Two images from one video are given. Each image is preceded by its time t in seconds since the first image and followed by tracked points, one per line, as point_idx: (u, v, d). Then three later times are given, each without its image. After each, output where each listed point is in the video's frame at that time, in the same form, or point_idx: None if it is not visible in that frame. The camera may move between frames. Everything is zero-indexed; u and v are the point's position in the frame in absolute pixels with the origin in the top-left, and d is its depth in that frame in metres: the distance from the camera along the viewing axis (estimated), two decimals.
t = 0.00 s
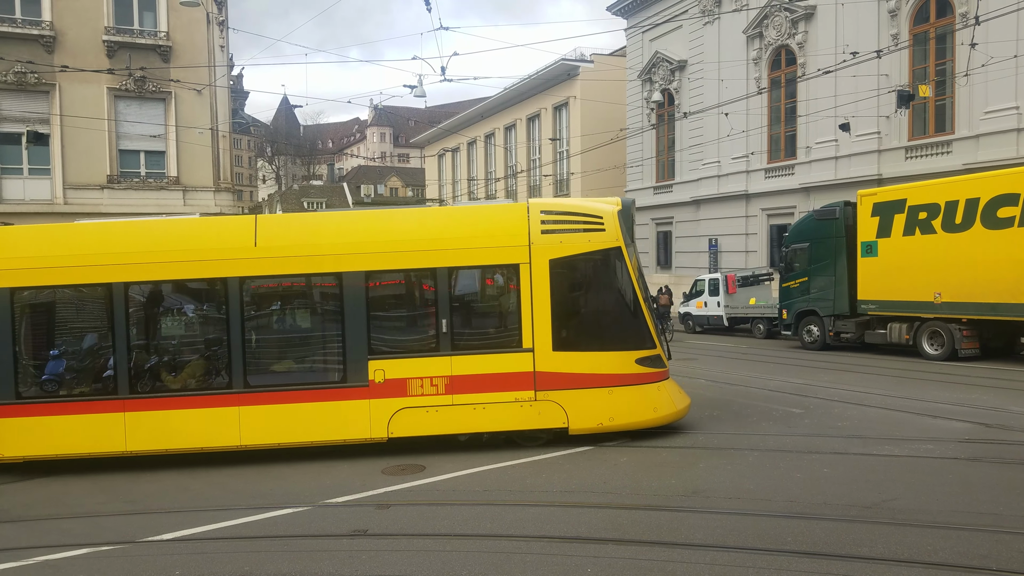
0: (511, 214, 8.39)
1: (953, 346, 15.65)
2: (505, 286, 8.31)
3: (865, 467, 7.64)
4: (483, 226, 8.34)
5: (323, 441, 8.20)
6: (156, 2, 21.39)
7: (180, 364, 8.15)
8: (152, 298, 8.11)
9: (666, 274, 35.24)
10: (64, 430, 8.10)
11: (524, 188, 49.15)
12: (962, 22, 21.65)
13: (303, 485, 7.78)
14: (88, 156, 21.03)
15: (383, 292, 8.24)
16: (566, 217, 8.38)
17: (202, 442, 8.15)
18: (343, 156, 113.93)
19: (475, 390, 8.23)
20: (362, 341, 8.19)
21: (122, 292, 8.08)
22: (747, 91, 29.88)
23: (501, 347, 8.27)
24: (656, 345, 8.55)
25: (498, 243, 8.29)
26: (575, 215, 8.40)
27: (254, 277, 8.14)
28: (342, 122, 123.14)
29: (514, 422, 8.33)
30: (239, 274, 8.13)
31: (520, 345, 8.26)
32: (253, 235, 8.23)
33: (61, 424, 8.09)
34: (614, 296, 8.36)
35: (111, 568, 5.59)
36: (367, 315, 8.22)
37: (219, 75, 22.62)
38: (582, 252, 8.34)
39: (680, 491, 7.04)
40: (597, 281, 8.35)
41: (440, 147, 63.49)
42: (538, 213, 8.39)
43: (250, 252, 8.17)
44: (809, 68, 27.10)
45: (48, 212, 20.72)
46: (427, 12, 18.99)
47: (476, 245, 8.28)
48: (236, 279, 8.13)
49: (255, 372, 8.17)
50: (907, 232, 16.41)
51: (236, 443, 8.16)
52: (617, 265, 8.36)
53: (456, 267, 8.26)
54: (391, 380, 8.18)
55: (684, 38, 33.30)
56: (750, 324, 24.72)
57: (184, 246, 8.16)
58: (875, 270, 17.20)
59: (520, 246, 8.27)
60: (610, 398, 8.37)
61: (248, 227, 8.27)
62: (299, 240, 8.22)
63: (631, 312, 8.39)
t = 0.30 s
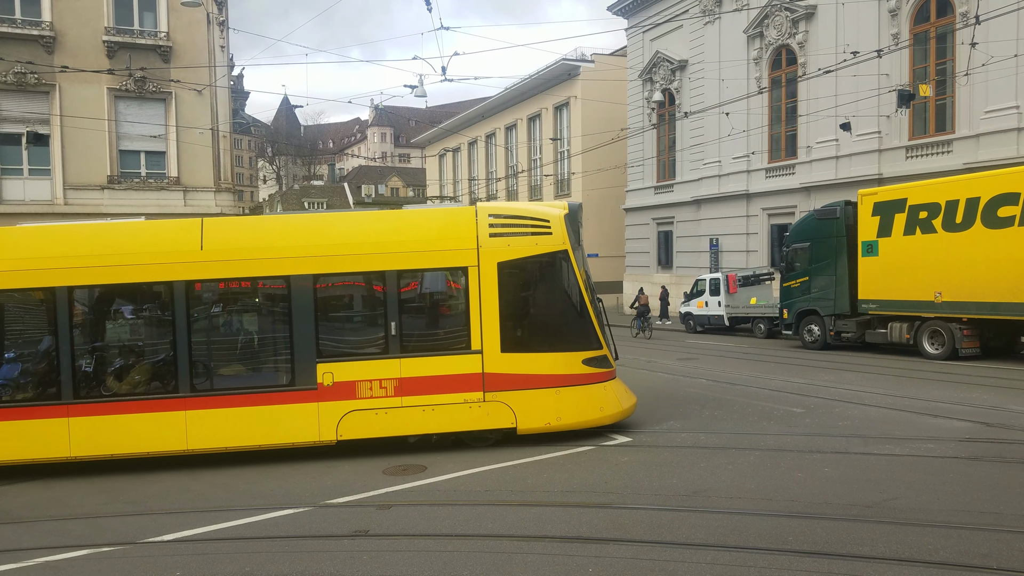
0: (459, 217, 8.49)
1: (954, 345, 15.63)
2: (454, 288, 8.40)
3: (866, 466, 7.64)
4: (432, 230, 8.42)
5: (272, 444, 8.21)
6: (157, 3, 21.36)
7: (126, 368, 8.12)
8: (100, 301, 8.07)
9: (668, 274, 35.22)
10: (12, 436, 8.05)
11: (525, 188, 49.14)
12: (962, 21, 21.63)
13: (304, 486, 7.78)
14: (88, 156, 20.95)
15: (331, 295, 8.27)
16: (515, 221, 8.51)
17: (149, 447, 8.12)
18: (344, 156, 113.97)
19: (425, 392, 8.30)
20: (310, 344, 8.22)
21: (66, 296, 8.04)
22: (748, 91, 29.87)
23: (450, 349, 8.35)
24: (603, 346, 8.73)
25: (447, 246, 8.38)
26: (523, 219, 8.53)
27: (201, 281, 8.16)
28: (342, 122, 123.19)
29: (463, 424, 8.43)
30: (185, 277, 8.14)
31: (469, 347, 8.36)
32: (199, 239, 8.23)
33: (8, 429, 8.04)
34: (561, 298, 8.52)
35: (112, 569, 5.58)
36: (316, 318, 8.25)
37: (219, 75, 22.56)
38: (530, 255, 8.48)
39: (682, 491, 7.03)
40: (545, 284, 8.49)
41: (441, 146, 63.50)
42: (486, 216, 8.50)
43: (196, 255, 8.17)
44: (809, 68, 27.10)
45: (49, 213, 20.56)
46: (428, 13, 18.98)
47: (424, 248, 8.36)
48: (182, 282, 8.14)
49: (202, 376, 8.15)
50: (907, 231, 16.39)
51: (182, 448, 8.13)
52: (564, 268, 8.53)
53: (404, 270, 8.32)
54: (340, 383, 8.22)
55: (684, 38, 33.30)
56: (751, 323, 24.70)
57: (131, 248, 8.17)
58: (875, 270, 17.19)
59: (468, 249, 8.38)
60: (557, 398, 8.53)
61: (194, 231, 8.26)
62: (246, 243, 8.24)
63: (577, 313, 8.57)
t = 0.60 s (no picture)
0: (405, 219, 8.60)
1: (950, 345, 15.65)
2: (401, 288, 8.49)
3: (863, 466, 7.66)
4: (378, 232, 8.53)
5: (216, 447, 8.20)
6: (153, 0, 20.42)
7: (66, 371, 8.07)
8: (43, 307, 8.02)
9: (666, 274, 35.19)
10: None
11: (523, 188, 49.13)
12: (960, 22, 21.66)
13: (301, 485, 7.77)
14: (84, 154, 20.05)
15: (276, 297, 8.32)
16: (460, 223, 8.66)
17: (90, 450, 8.07)
18: (342, 155, 113.74)
19: (372, 394, 8.38)
20: (254, 346, 8.24)
21: (5, 299, 7.97)
22: (746, 91, 29.85)
23: (397, 350, 8.43)
24: (548, 346, 8.91)
25: (392, 248, 8.48)
26: (470, 222, 8.68)
27: (142, 283, 8.15)
28: (340, 122, 122.95)
29: (409, 425, 8.51)
30: (126, 280, 8.12)
31: (415, 348, 8.45)
32: (141, 241, 8.23)
33: None
34: (506, 299, 8.68)
35: (109, 569, 5.56)
36: (260, 321, 8.27)
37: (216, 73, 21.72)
38: (476, 257, 8.62)
39: (680, 490, 7.03)
40: (490, 285, 8.64)
41: (439, 146, 63.35)
42: (432, 219, 8.63)
43: (137, 258, 8.16)
44: (807, 68, 27.10)
45: (45, 212, 19.64)
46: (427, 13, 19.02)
47: (371, 250, 8.47)
48: (123, 284, 8.12)
49: (143, 378, 8.12)
50: (904, 232, 16.42)
51: (123, 451, 8.08)
52: (509, 269, 8.70)
53: (350, 272, 8.40)
54: (285, 385, 8.26)
55: (683, 38, 33.31)
56: (749, 323, 24.70)
57: (72, 251, 8.13)
58: (872, 270, 17.22)
59: (414, 251, 8.49)
60: (503, 398, 8.67)
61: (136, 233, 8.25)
62: (189, 246, 8.25)
63: (523, 315, 8.73)
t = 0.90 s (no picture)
0: (350, 221, 8.69)
1: (946, 345, 15.69)
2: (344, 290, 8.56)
3: (859, 465, 7.67)
4: (322, 234, 8.61)
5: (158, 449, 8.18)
6: None
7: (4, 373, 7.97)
8: None
9: (662, 273, 35.21)
10: None
11: (520, 187, 49.12)
12: (957, 23, 21.72)
13: (297, 484, 7.77)
14: (79, 152, 19.95)
15: (220, 298, 8.35)
16: (405, 225, 8.78)
17: (28, 452, 8.00)
18: (339, 154, 113.55)
19: (316, 394, 8.43)
20: (196, 348, 8.26)
21: None
22: (742, 91, 29.88)
23: (341, 350, 8.51)
24: (492, 346, 9.06)
25: (337, 250, 8.58)
26: (415, 224, 8.81)
27: (82, 284, 8.11)
28: (337, 121, 122.76)
29: (354, 426, 8.57)
30: (65, 281, 8.07)
31: (360, 349, 8.53)
32: (81, 242, 8.19)
33: None
34: (451, 300, 8.82)
35: (104, 567, 5.55)
36: (202, 322, 8.30)
37: (213, 72, 21.60)
38: (421, 258, 8.76)
39: (676, 489, 7.05)
40: (435, 286, 8.78)
41: (436, 145, 63.28)
42: (377, 221, 8.74)
43: (77, 259, 8.12)
44: (804, 69, 27.13)
45: (41, 210, 19.57)
46: (423, 12, 19.02)
47: (317, 252, 8.54)
48: (61, 285, 8.06)
49: (84, 381, 8.07)
50: (900, 232, 16.48)
51: (62, 453, 8.02)
52: (454, 270, 8.86)
53: (293, 274, 8.47)
54: (227, 386, 8.28)
55: (680, 38, 33.35)
56: (745, 323, 24.74)
57: (9, 251, 8.05)
58: (868, 270, 17.27)
59: (359, 252, 8.60)
60: (447, 398, 8.79)
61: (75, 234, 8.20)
62: (130, 247, 8.24)
63: (468, 315, 8.89)
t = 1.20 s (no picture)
0: (296, 223, 8.67)
1: (946, 346, 15.70)
2: (290, 293, 8.54)
3: (859, 466, 7.68)
4: (269, 236, 8.59)
5: (101, 453, 8.09)
6: None
7: None
8: None
9: (661, 273, 35.21)
10: None
11: (519, 187, 49.11)
12: (956, 23, 21.74)
13: (295, 484, 7.76)
14: (78, 153, 19.89)
15: (164, 301, 8.30)
16: (351, 228, 8.78)
17: None
18: (337, 154, 113.45)
19: (261, 397, 8.39)
20: (140, 351, 8.18)
21: None
22: (741, 91, 29.89)
23: (287, 353, 8.48)
24: (441, 348, 9.06)
25: (283, 252, 8.55)
26: (362, 226, 8.81)
27: (23, 287, 8.00)
28: (336, 121, 122.72)
29: (301, 428, 8.54)
30: (6, 284, 7.96)
31: (305, 352, 8.51)
32: (22, 244, 8.08)
33: None
34: (399, 302, 8.82)
35: (105, 567, 5.55)
36: (146, 325, 8.23)
37: (212, 72, 21.58)
38: (367, 261, 8.76)
39: (677, 490, 7.05)
40: (383, 288, 8.78)
41: (435, 145, 63.27)
42: (323, 223, 8.72)
43: (17, 261, 8.01)
44: (803, 69, 27.14)
45: (40, 210, 19.50)
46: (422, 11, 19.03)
47: (262, 254, 8.51)
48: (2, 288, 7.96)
49: (26, 385, 7.96)
50: (899, 232, 16.50)
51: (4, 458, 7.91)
52: (402, 273, 8.86)
53: (238, 276, 8.43)
54: (172, 389, 8.20)
55: (679, 38, 33.38)
56: (744, 323, 24.75)
57: None
58: (867, 271, 17.28)
59: (304, 255, 8.58)
60: (395, 400, 8.78)
61: (16, 236, 8.09)
62: (72, 249, 8.15)
63: (416, 316, 8.89)
